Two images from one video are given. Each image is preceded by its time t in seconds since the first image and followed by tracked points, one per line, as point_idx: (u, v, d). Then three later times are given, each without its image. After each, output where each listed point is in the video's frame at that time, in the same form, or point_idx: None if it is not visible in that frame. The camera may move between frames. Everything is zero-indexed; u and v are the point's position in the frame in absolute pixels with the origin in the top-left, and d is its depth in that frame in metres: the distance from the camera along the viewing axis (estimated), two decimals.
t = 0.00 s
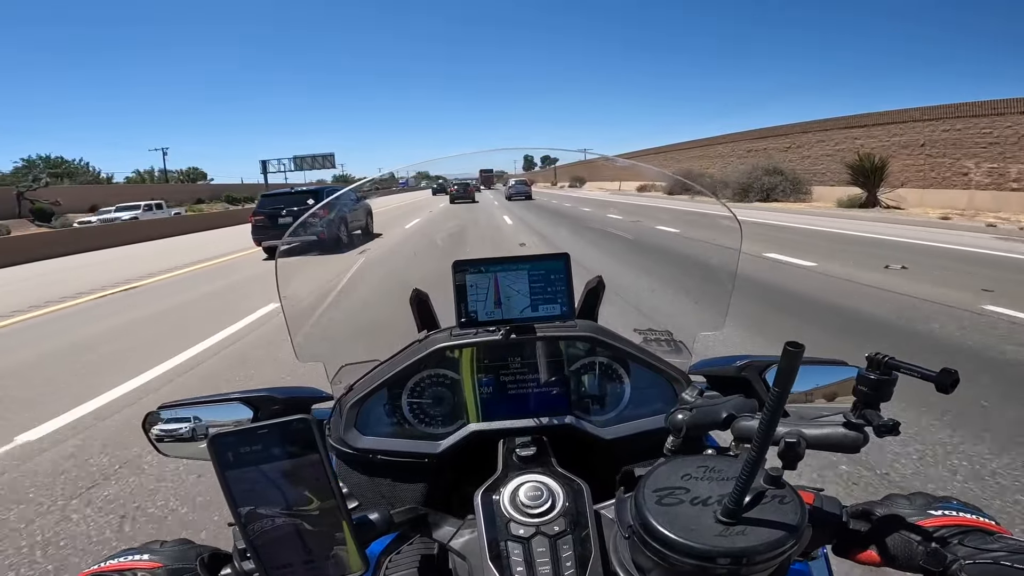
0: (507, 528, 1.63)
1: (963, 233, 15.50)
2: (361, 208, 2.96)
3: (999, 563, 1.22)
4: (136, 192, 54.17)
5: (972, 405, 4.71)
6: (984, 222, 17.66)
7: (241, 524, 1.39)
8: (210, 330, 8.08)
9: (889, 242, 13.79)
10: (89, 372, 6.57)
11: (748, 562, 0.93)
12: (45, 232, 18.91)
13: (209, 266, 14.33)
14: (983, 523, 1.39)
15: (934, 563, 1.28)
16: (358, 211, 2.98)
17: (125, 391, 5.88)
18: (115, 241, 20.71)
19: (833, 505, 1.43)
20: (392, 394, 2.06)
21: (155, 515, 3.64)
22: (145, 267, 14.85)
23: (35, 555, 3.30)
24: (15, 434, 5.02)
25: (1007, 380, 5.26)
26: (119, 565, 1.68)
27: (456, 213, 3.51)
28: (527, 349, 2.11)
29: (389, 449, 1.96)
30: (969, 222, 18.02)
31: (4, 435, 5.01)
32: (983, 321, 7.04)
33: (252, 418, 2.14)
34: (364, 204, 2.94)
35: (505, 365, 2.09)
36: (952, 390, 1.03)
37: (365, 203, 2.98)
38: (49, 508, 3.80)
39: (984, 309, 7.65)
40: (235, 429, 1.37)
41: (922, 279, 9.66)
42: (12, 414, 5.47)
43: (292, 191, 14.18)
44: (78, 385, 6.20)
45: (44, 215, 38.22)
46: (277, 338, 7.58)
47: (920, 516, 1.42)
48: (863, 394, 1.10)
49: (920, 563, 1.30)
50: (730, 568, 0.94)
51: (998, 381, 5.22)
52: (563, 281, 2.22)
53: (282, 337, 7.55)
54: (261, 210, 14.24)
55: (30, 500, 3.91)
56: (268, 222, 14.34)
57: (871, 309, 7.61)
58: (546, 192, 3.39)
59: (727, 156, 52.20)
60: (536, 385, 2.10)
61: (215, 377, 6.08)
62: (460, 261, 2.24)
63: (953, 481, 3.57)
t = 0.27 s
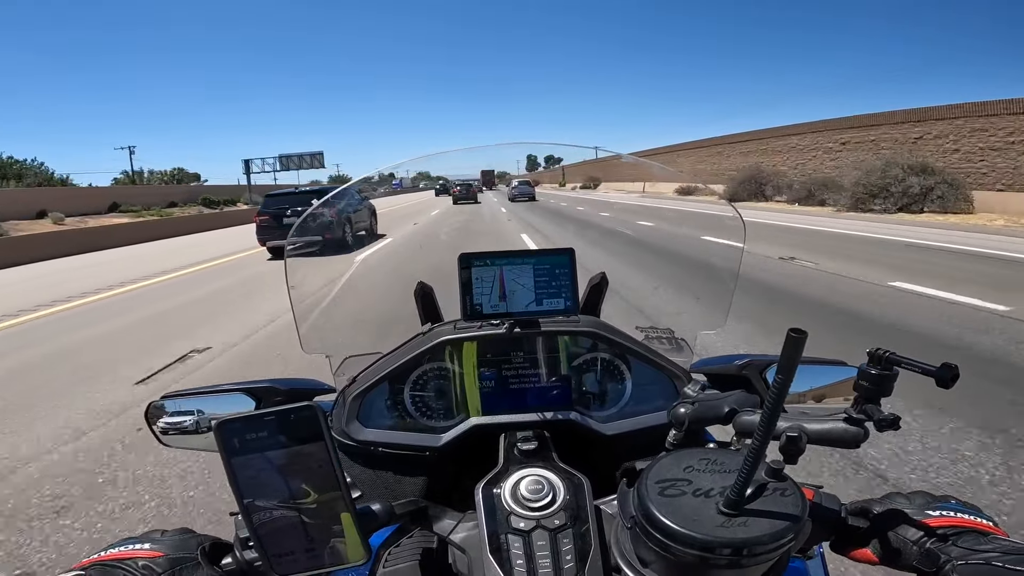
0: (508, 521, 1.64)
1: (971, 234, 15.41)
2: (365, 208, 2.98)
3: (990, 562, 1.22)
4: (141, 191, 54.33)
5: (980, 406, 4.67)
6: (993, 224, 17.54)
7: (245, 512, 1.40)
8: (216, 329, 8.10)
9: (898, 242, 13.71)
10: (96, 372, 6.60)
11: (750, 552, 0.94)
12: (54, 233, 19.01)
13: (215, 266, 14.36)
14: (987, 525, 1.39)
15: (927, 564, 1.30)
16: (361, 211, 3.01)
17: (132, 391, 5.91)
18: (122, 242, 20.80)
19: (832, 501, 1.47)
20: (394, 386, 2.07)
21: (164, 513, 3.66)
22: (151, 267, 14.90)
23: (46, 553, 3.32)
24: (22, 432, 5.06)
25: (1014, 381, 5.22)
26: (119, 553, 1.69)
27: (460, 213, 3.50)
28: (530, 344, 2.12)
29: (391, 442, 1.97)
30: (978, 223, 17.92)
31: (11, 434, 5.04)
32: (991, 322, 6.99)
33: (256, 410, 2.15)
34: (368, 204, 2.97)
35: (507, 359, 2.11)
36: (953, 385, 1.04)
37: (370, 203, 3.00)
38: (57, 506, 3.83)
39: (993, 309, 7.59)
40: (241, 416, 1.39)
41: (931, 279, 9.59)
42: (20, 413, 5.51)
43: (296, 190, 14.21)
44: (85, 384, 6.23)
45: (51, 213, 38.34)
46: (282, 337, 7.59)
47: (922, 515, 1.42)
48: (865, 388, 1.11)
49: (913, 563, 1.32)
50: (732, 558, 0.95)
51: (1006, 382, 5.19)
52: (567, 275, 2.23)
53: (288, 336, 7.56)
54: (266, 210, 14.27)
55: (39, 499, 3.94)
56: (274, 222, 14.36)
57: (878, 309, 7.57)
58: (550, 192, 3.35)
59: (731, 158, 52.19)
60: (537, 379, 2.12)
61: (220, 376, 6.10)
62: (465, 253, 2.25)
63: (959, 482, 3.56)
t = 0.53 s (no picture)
0: (502, 519, 1.65)
1: (978, 237, 15.34)
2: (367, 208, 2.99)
3: (974, 570, 1.24)
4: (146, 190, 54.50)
5: (985, 409, 4.64)
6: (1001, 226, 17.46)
7: (243, 505, 1.40)
8: (220, 329, 8.12)
9: (904, 244, 13.64)
10: (100, 370, 6.63)
11: (741, 552, 0.95)
12: (61, 234, 19.10)
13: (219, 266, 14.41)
14: (976, 528, 1.40)
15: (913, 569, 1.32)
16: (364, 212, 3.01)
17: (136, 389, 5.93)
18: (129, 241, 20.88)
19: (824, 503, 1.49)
20: (393, 383, 2.08)
21: (168, 509, 3.67)
22: (157, 266, 14.95)
23: (50, 548, 3.34)
24: (26, 429, 5.09)
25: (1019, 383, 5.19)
26: (116, 545, 1.70)
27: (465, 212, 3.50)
28: (528, 343, 2.13)
29: (388, 438, 1.98)
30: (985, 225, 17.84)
31: (16, 431, 5.08)
32: (997, 324, 6.94)
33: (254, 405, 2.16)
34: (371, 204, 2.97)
35: (506, 358, 2.12)
36: (945, 390, 1.05)
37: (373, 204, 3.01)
38: (61, 502, 3.85)
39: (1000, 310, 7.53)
40: (241, 410, 1.40)
41: (937, 281, 9.54)
42: (24, 410, 5.54)
43: (300, 190, 14.28)
44: (89, 381, 6.26)
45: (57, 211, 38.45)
46: (285, 335, 7.60)
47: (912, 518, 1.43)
48: (858, 392, 1.12)
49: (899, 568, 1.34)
50: (723, 558, 0.96)
51: (1010, 383, 5.16)
52: (566, 276, 2.24)
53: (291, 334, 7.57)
54: (270, 210, 14.30)
55: (43, 495, 3.96)
56: (278, 222, 14.39)
57: (883, 311, 7.53)
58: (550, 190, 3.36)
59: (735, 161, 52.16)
60: (535, 379, 2.12)
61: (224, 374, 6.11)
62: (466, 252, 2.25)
63: (960, 483, 3.56)
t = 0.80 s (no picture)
0: (496, 519, 1.65)
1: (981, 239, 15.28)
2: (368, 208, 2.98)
3: None
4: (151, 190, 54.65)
5: (985, 411, 4.63)
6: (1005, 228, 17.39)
7: (237, 502, 1.41)
8: (220, 329, 8.14)
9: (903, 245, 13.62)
10: (101, 370, 6.66)
11: (728, 555, 0.95)
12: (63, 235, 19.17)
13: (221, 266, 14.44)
14: (964, 535, 1.40)
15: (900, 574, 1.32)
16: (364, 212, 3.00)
17: (138, 388, 5.96)
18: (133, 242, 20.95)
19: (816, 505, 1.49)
20: (390, 383, 2.08)
21: (168, 506, 3.69)
22: (159, 266, 14.99)
23: (50, 545, 3.35)
24: (28, 427, 5.11)
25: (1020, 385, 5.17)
26: (110, 539, 1.70)
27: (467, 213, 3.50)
28: (526, 344, 2.13)
29: (385, 437, 1.98)
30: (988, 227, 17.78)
31: (17, 430, 5.11)
32: (999, 325, 6.91)
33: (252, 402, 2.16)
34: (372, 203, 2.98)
35: (502, 359, 2.12)
36: (936, 396, 1.05)
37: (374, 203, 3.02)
38: (62, 499, 3.86)
39: (1000, 312, 7.52)
40: (237, 407, 1.40)
41: (937, 282, 9.51)
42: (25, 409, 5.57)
43: (301, 190, 14.35)
44: (90, 381, 6.29)
45: (62, 211, 38.57)
46: (285, 335, 7.63)
47: (901, 523, 1.44)
48: (850, 397, 1.12)
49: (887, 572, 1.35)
50: (712, 561, 0.96)
51: (1008, 385, 5.16)
52: (564, 278, 2.24)
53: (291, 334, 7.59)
54: (271, 210, 14.33)
55: (43, 493, 3.97)
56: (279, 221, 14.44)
57: (883, 314, 7.52)
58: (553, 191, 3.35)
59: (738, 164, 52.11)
60: (532, 380, 2.12)
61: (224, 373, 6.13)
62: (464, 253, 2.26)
63: (958, 486, 3.56)
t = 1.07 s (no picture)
0: (501, 519, 1.65)
1: (982, 239, 15.29)
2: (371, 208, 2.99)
3: None
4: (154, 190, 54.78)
5: (985, 412, 4.64)
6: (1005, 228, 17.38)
7: (243, 502, 1.41)
8: (221, 328, 8.18)
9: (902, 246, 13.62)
10: (104, 369, 6.69)
11: (732, 556, 0.95)
12: (65, 235, 19.24)
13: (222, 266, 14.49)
14: (970, 536, 1.40)
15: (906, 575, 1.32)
16: (366, 213, 3.03)
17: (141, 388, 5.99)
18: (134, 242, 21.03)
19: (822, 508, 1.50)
20: (395, 383, 2.09)
21: (172, 505, 3.71)
22: (161, 266, 15.05)
23: (56, 544, 3.37)
24: (31, 428, 5.14)
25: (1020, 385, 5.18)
26: (119, 539, 1.71)
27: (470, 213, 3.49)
28: (530, 346, 2.14)
29: (391, 438, 1.99)
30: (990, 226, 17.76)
31: (20, 430, 5.12)
32: (999, 326, 6.92)
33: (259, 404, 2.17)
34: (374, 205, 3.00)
35: (507, 360, 2.12)
36: (941, 398, 1.05)
37: (375, 204, 3.03)
38: (67, 498, 3.89)
39: (1000, 312, 7.53)
40: (244, 408, 1.41)
41: (936, 283, 9.52)
42: (30, 409, 5.59)
43: (302, 189, 14.39)
44: (93, 381, 6.32)
45: (64, 211, 38.71)
46: (286, 334, 7.67)
47: (906, 525, 1.43)
48: (854, 399, 1.12)
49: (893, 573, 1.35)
50: (716, 562, 0.96)
51: (1006, 386, 5.17)
52: (568, 280, 2.25)
53: (293, 333, 7.63)
54: (271, 209, 14.38)
55: (49, 491, 4.00)
56: (280, 222, 14.49)
57: (883, 314, 7.52)
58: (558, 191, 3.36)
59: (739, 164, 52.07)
60: (537, 381, 2.13)
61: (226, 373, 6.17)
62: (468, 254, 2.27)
63: (958, 487, 3.57)
